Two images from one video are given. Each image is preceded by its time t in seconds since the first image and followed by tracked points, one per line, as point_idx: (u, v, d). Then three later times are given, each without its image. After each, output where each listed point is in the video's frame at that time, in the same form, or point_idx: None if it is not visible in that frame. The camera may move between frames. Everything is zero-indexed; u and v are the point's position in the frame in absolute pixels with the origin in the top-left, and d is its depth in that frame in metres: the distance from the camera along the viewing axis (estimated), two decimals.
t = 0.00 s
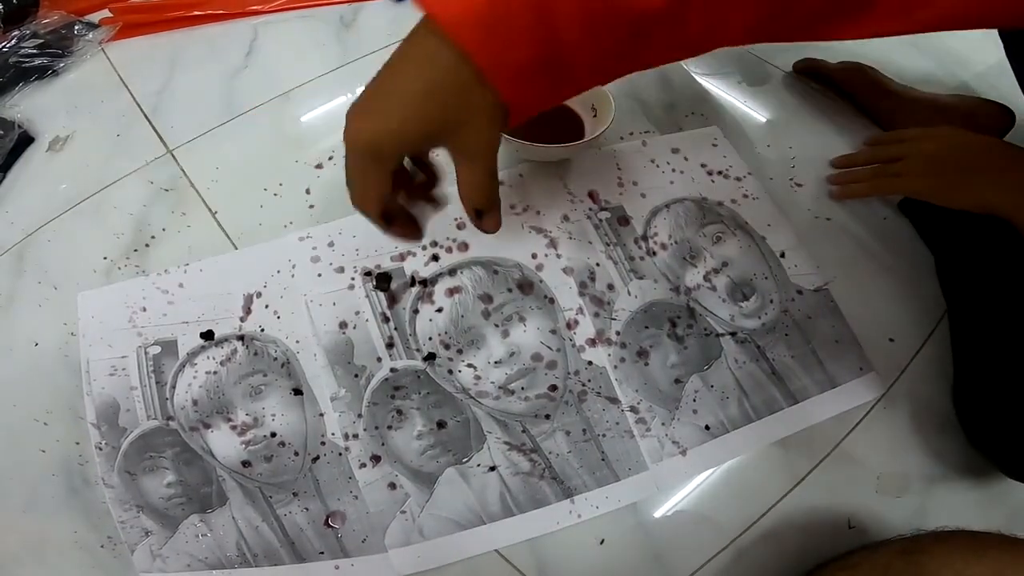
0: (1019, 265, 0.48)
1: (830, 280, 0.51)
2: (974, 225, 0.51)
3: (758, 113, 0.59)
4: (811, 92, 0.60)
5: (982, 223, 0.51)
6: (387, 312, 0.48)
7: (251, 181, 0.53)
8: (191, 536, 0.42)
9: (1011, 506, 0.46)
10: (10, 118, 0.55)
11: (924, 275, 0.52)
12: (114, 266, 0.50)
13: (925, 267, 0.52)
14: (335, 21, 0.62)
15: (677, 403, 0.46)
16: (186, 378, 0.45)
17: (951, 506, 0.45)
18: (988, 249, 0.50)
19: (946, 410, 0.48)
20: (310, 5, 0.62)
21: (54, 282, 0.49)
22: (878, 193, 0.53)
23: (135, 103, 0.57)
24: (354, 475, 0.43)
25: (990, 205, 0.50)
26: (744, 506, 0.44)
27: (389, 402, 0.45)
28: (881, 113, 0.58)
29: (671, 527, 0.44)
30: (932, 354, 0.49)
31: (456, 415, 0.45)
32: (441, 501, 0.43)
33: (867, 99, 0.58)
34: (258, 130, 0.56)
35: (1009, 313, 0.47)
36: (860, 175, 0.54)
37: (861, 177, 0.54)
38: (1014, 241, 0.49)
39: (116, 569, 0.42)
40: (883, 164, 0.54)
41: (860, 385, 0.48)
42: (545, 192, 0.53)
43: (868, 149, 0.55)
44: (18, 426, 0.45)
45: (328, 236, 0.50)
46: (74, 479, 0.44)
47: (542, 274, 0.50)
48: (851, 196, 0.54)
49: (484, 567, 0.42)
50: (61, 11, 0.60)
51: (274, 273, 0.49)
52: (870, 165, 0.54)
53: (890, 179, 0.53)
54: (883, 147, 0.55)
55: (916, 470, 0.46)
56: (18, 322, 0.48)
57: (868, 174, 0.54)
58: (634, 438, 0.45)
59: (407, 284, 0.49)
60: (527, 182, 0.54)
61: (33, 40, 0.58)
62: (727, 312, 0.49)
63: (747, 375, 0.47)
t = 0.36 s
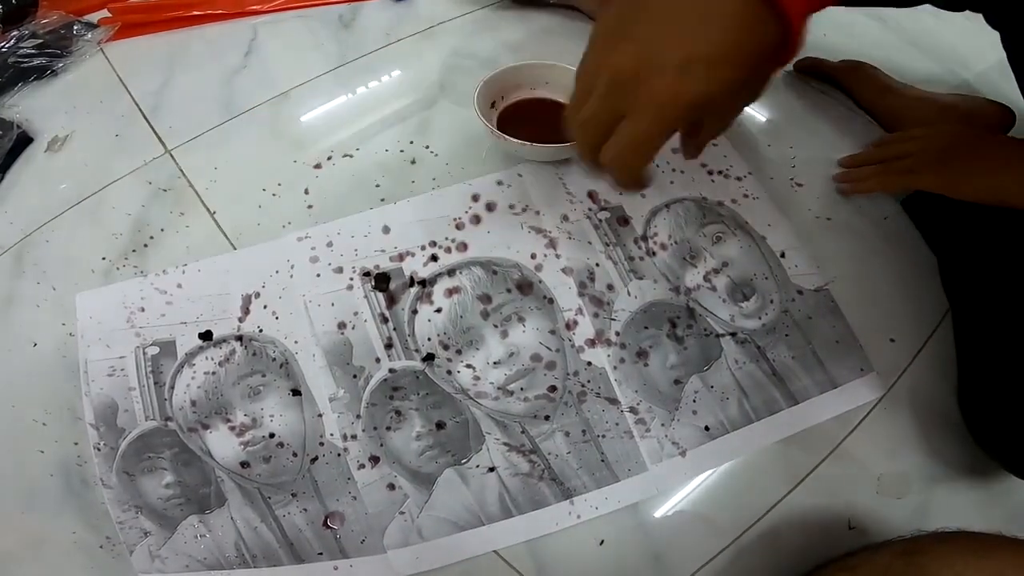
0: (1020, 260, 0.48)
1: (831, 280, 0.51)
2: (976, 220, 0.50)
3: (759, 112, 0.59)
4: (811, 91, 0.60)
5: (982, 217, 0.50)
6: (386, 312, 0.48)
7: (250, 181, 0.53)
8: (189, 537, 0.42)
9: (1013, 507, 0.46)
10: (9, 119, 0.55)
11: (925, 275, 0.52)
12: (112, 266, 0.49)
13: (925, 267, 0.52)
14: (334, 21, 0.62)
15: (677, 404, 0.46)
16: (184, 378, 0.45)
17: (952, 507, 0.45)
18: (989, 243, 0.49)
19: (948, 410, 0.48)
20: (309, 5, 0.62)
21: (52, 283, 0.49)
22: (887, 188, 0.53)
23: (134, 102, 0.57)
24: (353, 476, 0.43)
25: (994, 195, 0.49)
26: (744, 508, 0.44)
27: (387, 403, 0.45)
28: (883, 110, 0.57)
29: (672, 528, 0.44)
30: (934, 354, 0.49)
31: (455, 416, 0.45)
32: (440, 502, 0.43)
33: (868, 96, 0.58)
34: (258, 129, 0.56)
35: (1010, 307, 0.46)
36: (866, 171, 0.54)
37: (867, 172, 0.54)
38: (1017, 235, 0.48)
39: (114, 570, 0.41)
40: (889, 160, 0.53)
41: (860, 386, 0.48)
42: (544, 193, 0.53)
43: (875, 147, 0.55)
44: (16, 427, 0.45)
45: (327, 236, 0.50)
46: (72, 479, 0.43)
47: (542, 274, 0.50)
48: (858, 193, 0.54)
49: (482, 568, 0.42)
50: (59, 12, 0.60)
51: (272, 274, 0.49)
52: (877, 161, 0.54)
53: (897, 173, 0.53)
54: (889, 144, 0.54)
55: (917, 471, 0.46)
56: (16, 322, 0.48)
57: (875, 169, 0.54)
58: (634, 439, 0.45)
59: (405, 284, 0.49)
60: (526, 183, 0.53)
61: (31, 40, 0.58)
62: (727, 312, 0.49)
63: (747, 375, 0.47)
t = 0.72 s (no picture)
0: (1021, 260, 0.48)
1: (831, 280, 0.51)
2: (977, 220, 0.51)
3: (759, 112, 0.59)
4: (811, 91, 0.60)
5: (983, 218, 0.50)
6: (386, 313, 0.48)
7: (250, 181, 0.53)
8: (190, 538, 0.42)
9: (1014, 506, 0.45)
10: (8, 119, 0.55)
11: (925, 275, 0.52)
12: (111, 267, 0.49)
13: (925, 266, 0.52)
14: (333, 21, 0.62)
15: (677, 403, 0.46)
16: (184, 379, 0.45)
17: (954, 506, 0.45)
18: (990, 242, 0.49)
19: (948, 409, 0.48)
20: (308, 5, 0.62)
21: (52, 283, 0.49)
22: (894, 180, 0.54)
23: (134, 103, 0.56)
24: (353, 476, 0.43)
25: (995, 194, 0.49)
26: (746, 508, 0.44)
27: (388, 403, 0.45)
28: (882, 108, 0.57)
29: (673, 528, 0.43)
30: (934, 353, 0.49)
31: (456, 416, 0.45)
32: (440, 502, 0.43)
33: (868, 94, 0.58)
34: (258, 130, 0.55)
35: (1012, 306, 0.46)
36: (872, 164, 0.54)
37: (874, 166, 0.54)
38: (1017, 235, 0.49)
39: (114, 571, 0.41)
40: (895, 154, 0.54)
41: (860, 385, 0.48)
42: (544, 193, 0.53)
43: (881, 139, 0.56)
44: (15, 428, 0.45)
45: (326, 236, 0.50)
46: (72, 480, 0.43)
47: (543, 274, 0.50)
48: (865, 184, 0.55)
49: (483, 568, 0.42)
50: (58, 12, 0.60)
51: (272, 274, 0.49)
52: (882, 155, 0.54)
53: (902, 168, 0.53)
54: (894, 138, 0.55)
55: (918, 470, 0.46)
56: (15, 323, 0.48)
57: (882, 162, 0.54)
58: (635, 439, 0.45)
59: (405, 284, 0.49)
60: (526, 183, 0.53)
61: (30, 40, 0.58)
62: (727, 312, 0.49)
63: (748, 375, 0.47)
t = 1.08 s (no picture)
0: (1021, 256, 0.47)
1: (830, 279, 0.51)
2: (975, 217, 0.50)
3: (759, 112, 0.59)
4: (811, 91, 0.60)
5: (983, 213, 0.50)
6: (386, 313, 0.48)
7: (249, 181, 0.53)
8: (191, 538, 0.42)
9: (1014, 505, 0.45)
10: (7, 120, 0.55)
11: (924, 274, 0.52)
12: (111, 268, 0.49)
13: (924, 266, 0.52)
14: (333, 21, 0.62)
15: (677, 403, 0.46)
16: (184, 380, 0.45)
17: (953, 506, 0.45)
18: (988, 239, 0.49)
19: (948, 409, 0.48)
20: (307, 6, 0.62)
21: (52, 284, 0.49)
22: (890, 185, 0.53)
23: (134, 103, 0.57)
24: (354, 477, 0.43)
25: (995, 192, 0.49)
26: (746, 507, 0.44)
27: (388, 404, 0.45)
28: (882, 109, 0.57)
29: (673, 528, 0.43)
30: (933, 352, 0.49)
31: (456, 416, 0.45)
32: (440, 502, 0.43)
33: (867, 95, 0.58)
34: (258, 130, 0.55)
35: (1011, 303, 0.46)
36: (868, 168, 0.54)
37: (872, 168, 0.54)
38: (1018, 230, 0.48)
39: (115, 571, 0.41)
40: (892, 158, 0.54)
41: (860, 385, 0.48)
42: (543, 193, 0.53)
43: (877, 145, 0.56)
44: (16, 429, 0.45)
45: (326, 237, 0.50)
46: (73, 481, 0.43)
47: (542, 274, 0.50)
48: (861, 189, 0.54)
49: (483, 568, 0.42)
50: (58, 13, 0.60)
51: (272, 275, 0.49)
52: (879, 158, 0.54)
53: (899, 171, 0.53)
54: (890, 142, 0.55)
55: (918, 470, 0.46)
56: (16, 324, 0.48)
57: (878, 167, 0.54)
58: (634, 438, 0.45)
59: (405, 284, 0.49)
60: (526, 183, 0.54)
61: (30, 41, 0.58)
62: (727, 311, 0.49)
63: (748, 374, 0.47)
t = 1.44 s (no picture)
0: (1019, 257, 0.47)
1: (829, 279, 0.51)
2: (973, 217, 0.50)
3: (757, 112, 0.59)
4: (809, 91, 0.60)
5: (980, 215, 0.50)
6: (384, 314, 0.48)
7: (248, 182, 0.53)
8: (189, 539, 0.42)
9: (1013, 505, 0.45)
10: (6, 121, 0.55)
11: (923, 274, 0.52)
12: (110, 268, 0.49)
13: (923, 266, 0.52)
14: (332, 22, 0.62)
15: (675, 404, 0.46)
16: (183, 380, 0.45)
17: (952, 506, 0.45)
18: (986, 239, 0.49)
19: (946, 409, 0.48)
20: (306, 6, 0.62)
21: (50, 285, 0.49)
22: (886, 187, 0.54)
23: (132, 104, 0.57)
24: (352, 477, 0.43)
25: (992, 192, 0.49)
26: (744, 507, 0.44)
27: (386, 404, 0.45)
28: (880, 109, 0.57)
29: (671, 528, 0.43)
30: (932, 353, 0.49)
31: (454, 416, 0.45)
32: (439, 502, 0.43)
33: (866, 95, 0.58)
34: (256, 130, 0.56)
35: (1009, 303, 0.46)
36: (866, 170, 0.54)
37: (869, 169, 0.54)
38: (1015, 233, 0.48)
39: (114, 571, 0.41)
40: (889, 160, 0.54)
41: (858, 385, 0.48)
42: (541, 193, 0.53)
43: (873, 145, 0.56)
44: (15, 429, 0.45)
45: (325, 237, 0.50)
46: (72, 482, 0.43)
47: (541, 274, 0.50)
48: (857, 193, 0.54)
49: (482, 568, 0.42)
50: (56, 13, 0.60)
51: (270, 275, 0.49)
52: (875, 160, 0.54)
53: (896, 173, 0.53)
54: (887, 143, 0.55)
55: (916, 470, 0.46)
56: (15, 325, 0.48)
57: (874, 169, 0.54)
58: (632, 438, 0.45)
59: (404, 285, 0.49)
60: (525, 183, 0.54)
61: (28, 41, 0.58)
62: (725, 312, 0.49)
63: (746, 374, 0.47)
